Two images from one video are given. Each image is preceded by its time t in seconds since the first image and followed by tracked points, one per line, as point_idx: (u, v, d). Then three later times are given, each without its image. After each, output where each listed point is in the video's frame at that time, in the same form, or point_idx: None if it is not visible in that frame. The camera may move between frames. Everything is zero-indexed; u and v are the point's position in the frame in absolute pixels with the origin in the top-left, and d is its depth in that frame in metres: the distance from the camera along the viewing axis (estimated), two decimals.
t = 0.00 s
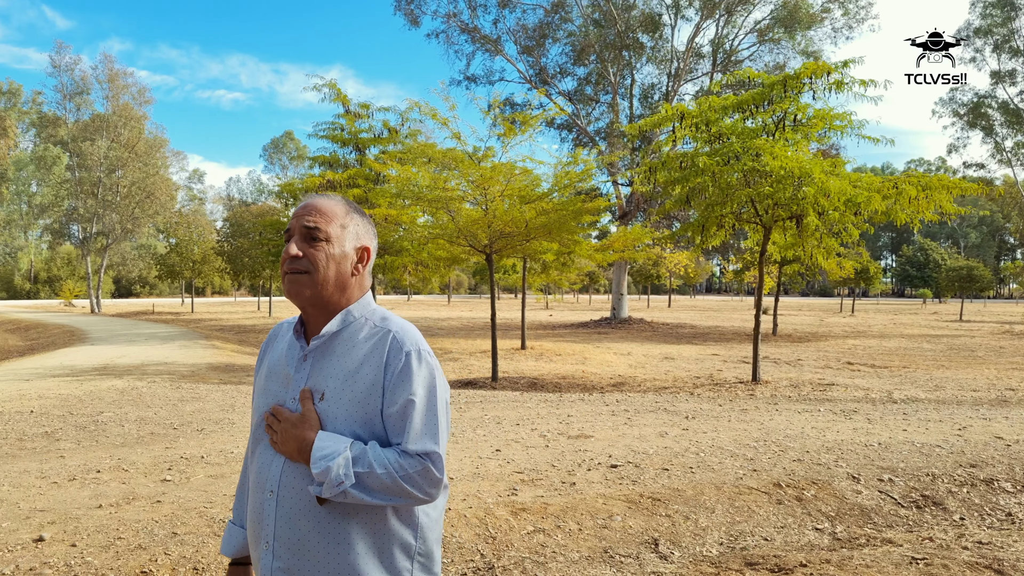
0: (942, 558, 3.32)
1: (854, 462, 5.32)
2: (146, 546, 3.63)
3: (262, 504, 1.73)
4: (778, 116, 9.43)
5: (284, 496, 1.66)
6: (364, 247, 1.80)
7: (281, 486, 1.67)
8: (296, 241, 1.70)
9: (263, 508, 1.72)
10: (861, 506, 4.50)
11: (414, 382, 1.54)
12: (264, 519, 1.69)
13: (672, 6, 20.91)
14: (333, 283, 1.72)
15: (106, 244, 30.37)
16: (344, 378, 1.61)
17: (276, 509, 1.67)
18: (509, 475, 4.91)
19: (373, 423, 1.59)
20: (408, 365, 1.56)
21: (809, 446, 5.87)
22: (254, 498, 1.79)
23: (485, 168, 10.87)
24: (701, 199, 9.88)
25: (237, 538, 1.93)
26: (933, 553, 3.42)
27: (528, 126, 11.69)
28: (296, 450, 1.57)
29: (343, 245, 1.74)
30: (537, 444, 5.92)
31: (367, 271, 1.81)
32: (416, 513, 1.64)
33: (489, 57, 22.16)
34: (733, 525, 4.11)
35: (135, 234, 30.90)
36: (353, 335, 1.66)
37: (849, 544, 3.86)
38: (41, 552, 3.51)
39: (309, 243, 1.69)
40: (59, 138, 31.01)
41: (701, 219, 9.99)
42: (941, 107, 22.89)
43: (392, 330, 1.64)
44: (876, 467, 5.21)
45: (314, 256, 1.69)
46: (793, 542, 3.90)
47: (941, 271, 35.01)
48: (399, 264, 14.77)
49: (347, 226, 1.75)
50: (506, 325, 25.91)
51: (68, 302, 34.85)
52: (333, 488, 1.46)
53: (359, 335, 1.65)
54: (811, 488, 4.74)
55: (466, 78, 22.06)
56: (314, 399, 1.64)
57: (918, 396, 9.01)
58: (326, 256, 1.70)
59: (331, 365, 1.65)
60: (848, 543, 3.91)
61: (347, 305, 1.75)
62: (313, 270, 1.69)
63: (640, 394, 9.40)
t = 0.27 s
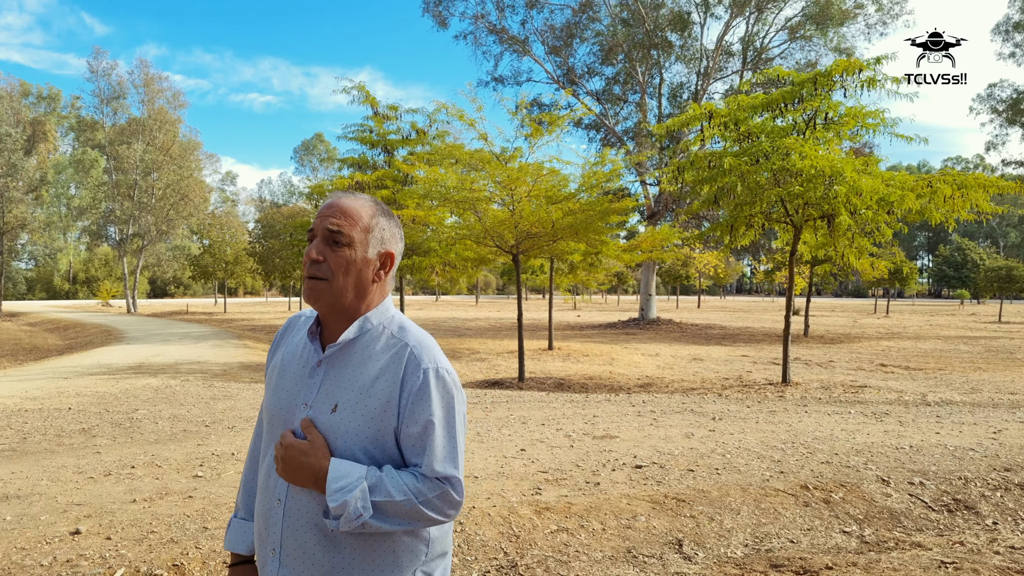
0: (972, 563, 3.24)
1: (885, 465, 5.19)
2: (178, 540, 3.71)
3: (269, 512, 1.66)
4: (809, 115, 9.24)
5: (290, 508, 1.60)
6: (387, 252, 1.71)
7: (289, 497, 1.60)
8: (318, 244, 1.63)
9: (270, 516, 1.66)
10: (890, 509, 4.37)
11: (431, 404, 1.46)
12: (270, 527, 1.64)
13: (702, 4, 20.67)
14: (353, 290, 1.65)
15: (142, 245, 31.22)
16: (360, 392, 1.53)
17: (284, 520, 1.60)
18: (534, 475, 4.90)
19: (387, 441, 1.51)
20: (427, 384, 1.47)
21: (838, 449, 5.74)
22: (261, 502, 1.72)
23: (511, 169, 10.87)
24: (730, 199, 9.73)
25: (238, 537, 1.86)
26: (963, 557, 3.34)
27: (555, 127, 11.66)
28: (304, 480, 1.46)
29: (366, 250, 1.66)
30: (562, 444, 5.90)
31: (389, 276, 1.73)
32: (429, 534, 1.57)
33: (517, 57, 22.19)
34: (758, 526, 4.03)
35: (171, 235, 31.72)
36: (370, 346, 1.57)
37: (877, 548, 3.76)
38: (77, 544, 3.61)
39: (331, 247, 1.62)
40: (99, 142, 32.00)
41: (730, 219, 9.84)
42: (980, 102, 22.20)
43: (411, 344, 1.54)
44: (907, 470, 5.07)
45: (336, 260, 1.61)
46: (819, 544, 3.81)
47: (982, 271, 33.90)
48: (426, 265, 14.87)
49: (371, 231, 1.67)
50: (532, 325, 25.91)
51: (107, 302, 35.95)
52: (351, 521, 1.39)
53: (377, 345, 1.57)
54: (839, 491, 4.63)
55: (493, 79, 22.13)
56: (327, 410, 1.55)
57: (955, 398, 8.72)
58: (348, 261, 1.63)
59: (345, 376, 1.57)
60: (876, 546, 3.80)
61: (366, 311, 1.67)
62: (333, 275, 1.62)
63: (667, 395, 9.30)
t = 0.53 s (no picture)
0: (1006, 569, 3.20)
1: (916, 468, 5.06)
2: (209, 534, 3.80)
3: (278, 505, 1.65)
4: (840, 113, 9.05)
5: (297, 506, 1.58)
6: (414, 249, 1.72)
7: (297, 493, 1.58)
8: (344, 240, 1.66)
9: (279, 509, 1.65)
10: (921, 513, 4.24)
11: (454, 412, 1.45)
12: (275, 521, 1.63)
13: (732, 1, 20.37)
14: (377, 287, 1.66)
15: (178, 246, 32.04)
16: (379, 393, 1.52)
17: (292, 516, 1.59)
18: (558, 474, 4.89)
19: (405, 445, 1.50)
20: (450, 392, 1.47)
21: (868, 451, 5.61)
22: (270, 494, 1.71)
23: (538, 170, 10.86)
24: (758, 199, 9.57)
25: (238, 525, 1.84)
26: (995, 563, 3.28)
27: (583, 127, 11.62)
28: (333, 527, 1.40)
29: (391, 247, 1.67)
30: (587, 445, 5.87)
31: (414, 275, 1.74)
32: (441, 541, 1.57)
33: (545, 58, 22.15)
34: (784, 528, 3.95)
35: (205, 237, 32.48)
36: (393, 348, 1.56)
37: (907, 552, 3.66)
38: (113, 537, 3.72)
39: (356, 242, 1.65)
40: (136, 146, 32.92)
41: (759, 219, 9.68)
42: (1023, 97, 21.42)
43: (433, 350, 1.52)
44: (939, 474, 4.94)
45: (362, 255, 1.63)
46: (847, 548, 3.72)
47: None
48: (454, 265, 14.97)
49: (397, 230, 1.68)
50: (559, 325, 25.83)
51: (144, 302, 36.97)
52: (389, 553, 1.38)
53: (399, 348, 1.56)
54: (868, 494, 4.52)
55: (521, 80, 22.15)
56: (343, 410, 1.54)
57: (992, 401, 8.43)
58: (372, 258, 1.64)
59: (363, 376, 1.56)
60: (905, 549, 3.70)
61: (389, 309, 1.68)
62: (357, 271, 1.63)
63: (694, 396, 9.19)
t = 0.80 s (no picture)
0: None
1: (947, 472, 4.93)
2: (238, 530, 3.88)
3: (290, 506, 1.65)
4: (871, 111, 8.84)
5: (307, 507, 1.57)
6: (430, 248, 1.69)
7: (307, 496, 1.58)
8: (357, 242, 1.65)
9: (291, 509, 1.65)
10: (951, 517, 4.12)
11: (467, 421, 1.41)
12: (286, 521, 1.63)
13: None
14: (392, 289, 1.64)
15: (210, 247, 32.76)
16: (390, 399, 1.50)
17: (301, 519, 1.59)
18: (582, 475, 4.88)
19: (415, 454, 1.48)
20: (463, 401, 1.42)
21: (898, 455, 5.48)
22: (284, 495, 1.72)
23: (564, 170, 10.83)
24: (787, 199, 9.40)
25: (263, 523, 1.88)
26: None
27: (609, 127, 11.56)
28: (339, 549, 1.41)
29: (406, 247, 1.65)
30: (612, 445, 5.84)
31: (433, 276, 1.71)
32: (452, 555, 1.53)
33: (572, 58, 22.10)
34: (810, 531, 3.87)
35: (236, 237, 33.15)
36: (409, 353, 1.55)
37: (937, 557, 3.55)
38: (145, 532, 3.82)
39: (370, 244, 1.64)
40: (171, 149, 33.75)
41: (788, 218, 9.50)
42: None
43: (449, 356, 1.49)
44: (971, 478, 4.81)
45: (377, 257, 1.63)
46: (875, 552, 3.63)
47: None
48: (481, 266, 15.04)
49: (412, 230, 1.66)
50: (585, 325, 25.73)
51: (178, 302, 37.87)
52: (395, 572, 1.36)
53: (416, 353, 1.54)
54: (898, 497, 4.41)
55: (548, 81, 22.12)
56: (357, 415, 1.54)
57: None
58: (387, 260, 1.63)
59: (379, 381, 1.55)
60: (935, 554, 3.59)
61: (408, 313, 1.67)
62: (371, 271, 1.62)
63: (722, 398, 9.06)
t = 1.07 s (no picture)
0: None
1: (981, 476, 4.79)
2: (264, 527, 3.96)
3: (298, 511, 1.64)
4: (904, 108, 8.62)
5: (316, 513, 1.56)
6: (439, 249, 1.67)
7: (315, 502, 1.56)
8: (364, 245, 1.64)
9: (299, 515, 1.63)
10: (983, 522, 4.00)
11: (472, 428, 1.36)
12: (296, 526, 1.61)
13: None
14: (401, 293, 1.63)
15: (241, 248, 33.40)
16: (397, 403, 1.47)
17: (308, 525, 1.57)
18: (607, 475, 4.85)
19: (419, 461, 1.44)
20: (468, 407, 1.37)
21: (928, 458, 5.33)
22: (295, 501, 1.70)
23: (590, 170, 10.79)
24: (816, 197, 9.21)
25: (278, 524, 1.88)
26: None
27: (635, 127, 11.47)
28: None
29: (413, 248, 1.63)
30: (636, 446, 5.79)
31: (443, 276, 1.68)
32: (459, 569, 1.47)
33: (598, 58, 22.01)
34: (838, 535, 3.79)
35: (265, 238, 33.75)
36: (417, 356, 1.52)
37: (968, 563, 3.45)
38: (175, 528, 3.92)
39: (377, 247, 1.63)
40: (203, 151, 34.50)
41: (818, 217, 9.30)
42: None
43: (457, 359, 1.45)
44: (1005, 482, 4.66)
45: (382, 259, 1.62)
46: (904, 556, 3.53)
47: None
48: (507, 265, 15.08)
49: (419, 231, 1.64)
50: (611, 326, 25.56)
51: (209, 302, 38.69)
52: None
53: (424, 356, 1.50)
54: (927, 501, 4.29)
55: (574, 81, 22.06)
56: (365, 420, 1.52)
57: None
58: (393, 261, 1.62)
59: (387, 385, 1.53)
60: (966, 560, 3.49)
61: (418, 315, 1.65)
62: (379, 275, 1.62)
63: (748, 399, 8.93)
